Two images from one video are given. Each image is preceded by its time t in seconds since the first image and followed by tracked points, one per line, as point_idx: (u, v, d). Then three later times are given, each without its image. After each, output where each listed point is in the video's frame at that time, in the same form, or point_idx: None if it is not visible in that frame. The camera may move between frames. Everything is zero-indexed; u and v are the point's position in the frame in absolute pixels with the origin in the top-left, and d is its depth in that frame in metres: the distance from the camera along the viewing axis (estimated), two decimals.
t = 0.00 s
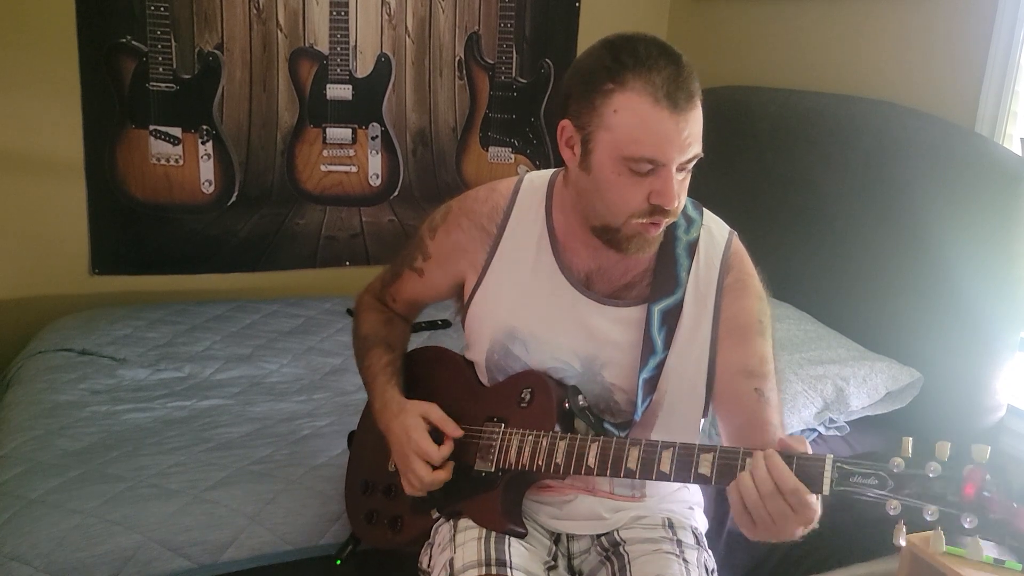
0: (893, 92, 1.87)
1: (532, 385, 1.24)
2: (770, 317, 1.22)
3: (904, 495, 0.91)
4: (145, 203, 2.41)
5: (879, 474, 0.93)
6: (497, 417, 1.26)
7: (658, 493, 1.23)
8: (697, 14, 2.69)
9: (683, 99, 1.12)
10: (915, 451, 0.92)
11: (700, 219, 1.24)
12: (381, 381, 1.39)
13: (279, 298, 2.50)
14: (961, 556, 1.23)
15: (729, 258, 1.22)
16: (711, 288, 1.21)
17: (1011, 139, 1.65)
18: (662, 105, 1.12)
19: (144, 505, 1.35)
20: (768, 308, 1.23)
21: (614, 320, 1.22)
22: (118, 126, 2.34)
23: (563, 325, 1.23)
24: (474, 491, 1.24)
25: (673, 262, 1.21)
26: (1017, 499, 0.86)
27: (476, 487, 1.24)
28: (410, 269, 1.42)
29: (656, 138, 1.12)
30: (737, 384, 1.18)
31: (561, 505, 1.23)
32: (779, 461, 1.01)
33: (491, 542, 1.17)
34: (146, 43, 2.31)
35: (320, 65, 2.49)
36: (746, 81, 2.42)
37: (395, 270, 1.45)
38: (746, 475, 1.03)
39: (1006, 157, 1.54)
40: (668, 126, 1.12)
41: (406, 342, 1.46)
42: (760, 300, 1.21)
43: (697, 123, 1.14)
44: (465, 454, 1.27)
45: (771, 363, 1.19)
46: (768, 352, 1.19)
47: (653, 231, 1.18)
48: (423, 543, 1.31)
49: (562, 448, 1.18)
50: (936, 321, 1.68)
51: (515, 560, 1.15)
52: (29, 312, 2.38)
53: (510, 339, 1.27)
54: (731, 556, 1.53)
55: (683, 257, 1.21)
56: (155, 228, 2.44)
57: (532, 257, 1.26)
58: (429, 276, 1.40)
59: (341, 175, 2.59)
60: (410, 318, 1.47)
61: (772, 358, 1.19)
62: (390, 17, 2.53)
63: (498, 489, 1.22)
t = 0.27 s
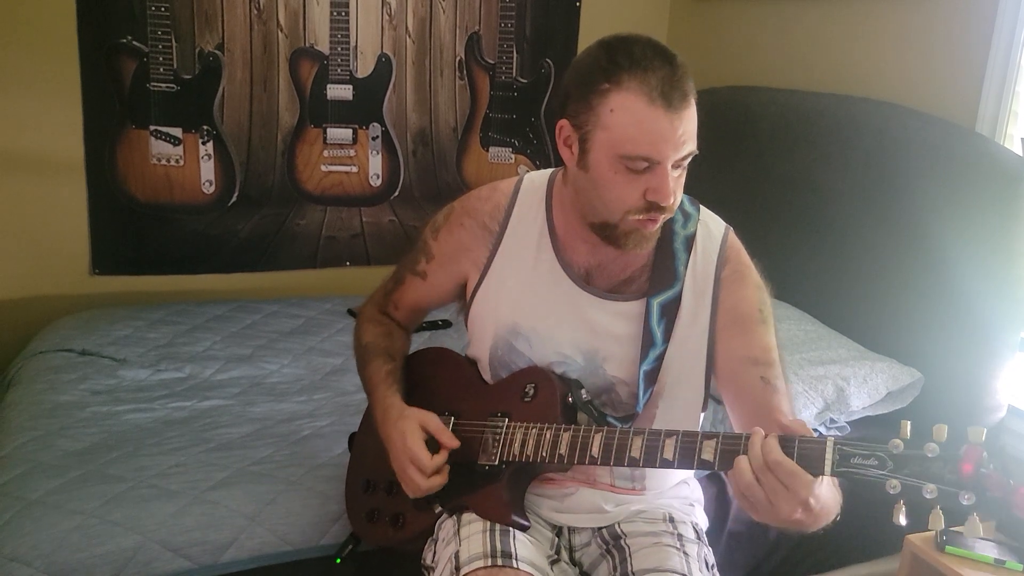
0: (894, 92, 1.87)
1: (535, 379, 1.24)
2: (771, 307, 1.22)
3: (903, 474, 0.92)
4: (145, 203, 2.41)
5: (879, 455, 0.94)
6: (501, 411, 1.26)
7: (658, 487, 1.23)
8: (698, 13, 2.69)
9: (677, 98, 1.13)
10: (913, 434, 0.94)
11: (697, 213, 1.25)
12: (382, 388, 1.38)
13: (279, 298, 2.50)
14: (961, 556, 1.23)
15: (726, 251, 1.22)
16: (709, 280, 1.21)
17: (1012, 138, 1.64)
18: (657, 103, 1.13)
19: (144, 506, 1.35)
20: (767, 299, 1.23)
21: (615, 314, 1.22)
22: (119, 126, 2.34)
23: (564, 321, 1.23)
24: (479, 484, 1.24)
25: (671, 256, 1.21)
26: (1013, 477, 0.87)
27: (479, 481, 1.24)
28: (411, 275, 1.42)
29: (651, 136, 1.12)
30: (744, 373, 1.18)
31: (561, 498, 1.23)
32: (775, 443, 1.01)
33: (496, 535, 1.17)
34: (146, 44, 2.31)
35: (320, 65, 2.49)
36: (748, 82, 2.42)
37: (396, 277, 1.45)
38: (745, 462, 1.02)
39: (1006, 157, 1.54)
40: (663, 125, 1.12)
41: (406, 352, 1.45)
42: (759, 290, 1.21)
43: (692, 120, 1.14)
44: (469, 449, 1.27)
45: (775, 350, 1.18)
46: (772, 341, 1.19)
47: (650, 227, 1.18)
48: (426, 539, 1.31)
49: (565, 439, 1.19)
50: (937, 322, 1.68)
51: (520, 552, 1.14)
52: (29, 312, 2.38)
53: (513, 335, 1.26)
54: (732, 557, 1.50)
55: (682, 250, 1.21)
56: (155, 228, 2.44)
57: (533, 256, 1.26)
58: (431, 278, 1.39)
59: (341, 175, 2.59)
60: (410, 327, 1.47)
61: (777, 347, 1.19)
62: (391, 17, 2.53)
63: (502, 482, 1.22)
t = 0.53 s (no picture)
0: (894, 92, 1.87)
1: (534, 378, 1.24)
2: (768, 305, 1.22)
3: (902, 467, 0.92)
4: (146, 203, 2.42)
5: (878, 448, 0.94)
6: (501, 411, 1.27)
7: (658, 486, 1.23)
8: (698, 13, 2.69)
9: (677, 95, 1.14)
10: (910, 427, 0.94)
11: (697, 213, 1.25)
12: (384, 379, 1.38)
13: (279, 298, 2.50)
14: (961, 556, 1.23)
15: (725, 250, 1.22)
16: (708, 278, 1.21)
17: (1011, 139, 1.64)
18: (658, 100, 1.13)
19: (144, 506, 1.35)
20: (766, 298, 1.23)
21: (614, 312, 1.22)
22: (119, 126, 2.34)
23: (563, 321, 1.24)
24: (478, 484, 1.24)
25: (671, 254, 1.21)
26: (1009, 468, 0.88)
27: (478, 480, 1.25)
28: (412, 270, 1.42)
29: (652, 133, 1.13)
30: (741, 370, 1.17)
31: (562, 497, 1.23)
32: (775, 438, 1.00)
33: (498, 533, 1.17)
34: (146, 44, 2.31)
35: (320, 66, 2.49)
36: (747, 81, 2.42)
37: (399, 271, 1.46)
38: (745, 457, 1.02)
39: (1006, 158, 1.54)
40: (663, 121, 1.13)
41: (409, 344, 1.45)
42: (757, 288, 1.21)
43: (692, 117, 1.15)
44: (468, 448, 1.27)
45: (773, 349, 1.18)
46: (769, 340, 1.19)
47: (650, 224, 1.18)
48: (427, 539, 1.30)
49: (565, 437, 1.19)
50: (937, 322, 1.68)
51: (522, 551, 1.15)
52: (28, 312, 2.38)
53: (513, 333, 1.26)
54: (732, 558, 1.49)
55: (680, 249, 1.21)
56: (155, 228, 2.44)
57: (533, 255, 1.26)
58: (432, 274, 1.40)
59: (341, 175, 2.59)
60: (414, 321, 1.47)
61: (774, 345, 1.19)
62: (391, 18, 2.53)
63: (502, 480, 1.23)
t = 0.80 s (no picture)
0: (894, 92, 1.87)
1: (534, 381, 1.24)
2: (768, 313, 1.22)
3: (904, 478, 0.92)
4: (146, 203, 2.42)
5: (880, 458, 0.93)
6: (500, 413, 1.26)
7: (660, 490, 1.23)
8: (698, 13, 2.69)
9: (681, 97, 1.13)
10: (914, 435, 0.93)
11: (701, 216, 1.24)
12: (386, 378, 1.39)
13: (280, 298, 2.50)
14: (961, 557, 1.23)
15: (729, 253, 1.22)
16: (711, 282, 1.21)
17: (1011, 139, 1.64)
18: (661, 102, 1.12)
19: (145, 507, 1.35)
20: (767, 305, 1.23)
21: (617, 316, 1.22)
22: (119, 126, 2.34)
23: (564, 323, 1.24)
24: (479, 486, 1.24)
25: (673, 258, 1.21)
26: (1014, 477, 0.87)
27: (479, 483, 1.24)
28: (412, 268, 1.42)
29: (654, 136, 1.12)
30: (732, 380, 1.19)
31: (563, 502, 1.23)
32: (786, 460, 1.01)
33: (497, 536, 1.17)
34: (147, 44, 2.31)
35: (320, 66, 2.49)
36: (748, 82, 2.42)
37: (398, 268, 1.45)
38: (750, 469, 1.02)
39: (1006, 158, 1.54)
40: (666, 124, 1.12)
41: (409, 341, 1.46)
42: (759, 295, 1.21)
43: (696, 120, 1.14)
44: (468, 450, 1.27)
45: (767, 359, 1.19)
46: (766, 352, 1.20)
47: (653, 227, 1.17)
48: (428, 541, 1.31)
49: (565, 441, 1.19)
50: (937, 322, 1.67)
51: (521, 555, 1.15)
52: (29, 313, 2.38)
53: (513, 335, 1.27)
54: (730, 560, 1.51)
55: (684, 253, 1.21)
56: (155, 229, 2.44)
57: (534, 256, 1.26)
58: (431, 274, 1.40)
59: (342, 175, 2.60)
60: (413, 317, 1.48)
61: (769, 355, 1.20)
62: (391, 18, 2.53)
63: (502, 484, 1.22)
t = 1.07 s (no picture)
0: (894, 92, 1.87)
1: (533, 386, 1.24)
2: (770, 320, 1.22)
3: (907, 501, 0.91)
4: (146, 203, 2.42)
5: (882, 480, 0.93)
6: (498, 419, 1.27)
7: (660, 495, 1.23)
8: (698, 14, 2.69)
9: (679, 110, 1.12)
10: (918, 456, 0.91)
11: (701, 221, 1.24)
12: (382, 382, 1.38)
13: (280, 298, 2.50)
14: (961, 557, 1.23)
15: (730, 260, 1.22)
16: (712, 290, 1.21)
17: (1011, 138, 1.65)
18: (658, 116, 1.11)
19: (145, 506, 1.35)
20: (770, 312, 1.23)
21: (616, 323, 1.22)
22: (119, 126, 2.34)
23: (564, 328, 1.23)
24: (477, 492, 1.24)
25: (673, 264, 1.21)
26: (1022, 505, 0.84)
27: (478, 489, 1.24)
28: (410, 270, 1.42)
29: (651, 150, 1.11)
30: (735, 389, 1.19)
31: (562, 508, 1.23)
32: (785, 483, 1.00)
33: (494, 544, 1.17)
34: (147, 44, 2.31)
35: (320, 65, 2.49)
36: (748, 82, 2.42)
37: (396, 270, 1.45)
38: (750, 489, 1.02)
39: (1006, 157, 1.54)
40: (664, 138, 1.11)
41: (407, 344, 1.46)
42: (760, 303, 1.21)
43: (695, 132, 1.13)
44: (466, 456, 1.27)
45: (770, 366, 1.19)
46: (768, 357, 1.19)
47: (651, 239, 1.17)
48: (426, 545, 1.31)
49: (563, 451, 1.18)
50: (937, 322, 1.68)
51: (517, 563, 1.15)
52: (29, 313, 2.38)
53: (511, 341, 1.27)
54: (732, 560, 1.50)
55: (684, 259, 1.21)
56: (155, 228, 2.44)
57: (534, 260, 1.26)
58: (429, 276, 1.40)
59: (342, 175, 2.60)
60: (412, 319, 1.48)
61: (772, 361, 1.19)
62: (391, 17, 2.53)
63: (500, 492, 1.22)
